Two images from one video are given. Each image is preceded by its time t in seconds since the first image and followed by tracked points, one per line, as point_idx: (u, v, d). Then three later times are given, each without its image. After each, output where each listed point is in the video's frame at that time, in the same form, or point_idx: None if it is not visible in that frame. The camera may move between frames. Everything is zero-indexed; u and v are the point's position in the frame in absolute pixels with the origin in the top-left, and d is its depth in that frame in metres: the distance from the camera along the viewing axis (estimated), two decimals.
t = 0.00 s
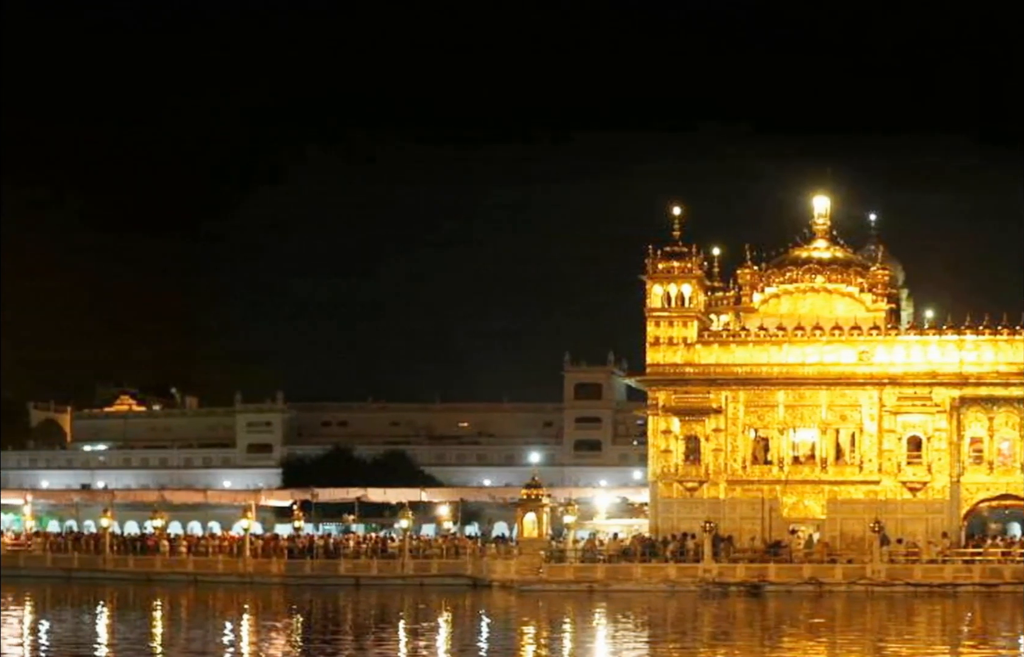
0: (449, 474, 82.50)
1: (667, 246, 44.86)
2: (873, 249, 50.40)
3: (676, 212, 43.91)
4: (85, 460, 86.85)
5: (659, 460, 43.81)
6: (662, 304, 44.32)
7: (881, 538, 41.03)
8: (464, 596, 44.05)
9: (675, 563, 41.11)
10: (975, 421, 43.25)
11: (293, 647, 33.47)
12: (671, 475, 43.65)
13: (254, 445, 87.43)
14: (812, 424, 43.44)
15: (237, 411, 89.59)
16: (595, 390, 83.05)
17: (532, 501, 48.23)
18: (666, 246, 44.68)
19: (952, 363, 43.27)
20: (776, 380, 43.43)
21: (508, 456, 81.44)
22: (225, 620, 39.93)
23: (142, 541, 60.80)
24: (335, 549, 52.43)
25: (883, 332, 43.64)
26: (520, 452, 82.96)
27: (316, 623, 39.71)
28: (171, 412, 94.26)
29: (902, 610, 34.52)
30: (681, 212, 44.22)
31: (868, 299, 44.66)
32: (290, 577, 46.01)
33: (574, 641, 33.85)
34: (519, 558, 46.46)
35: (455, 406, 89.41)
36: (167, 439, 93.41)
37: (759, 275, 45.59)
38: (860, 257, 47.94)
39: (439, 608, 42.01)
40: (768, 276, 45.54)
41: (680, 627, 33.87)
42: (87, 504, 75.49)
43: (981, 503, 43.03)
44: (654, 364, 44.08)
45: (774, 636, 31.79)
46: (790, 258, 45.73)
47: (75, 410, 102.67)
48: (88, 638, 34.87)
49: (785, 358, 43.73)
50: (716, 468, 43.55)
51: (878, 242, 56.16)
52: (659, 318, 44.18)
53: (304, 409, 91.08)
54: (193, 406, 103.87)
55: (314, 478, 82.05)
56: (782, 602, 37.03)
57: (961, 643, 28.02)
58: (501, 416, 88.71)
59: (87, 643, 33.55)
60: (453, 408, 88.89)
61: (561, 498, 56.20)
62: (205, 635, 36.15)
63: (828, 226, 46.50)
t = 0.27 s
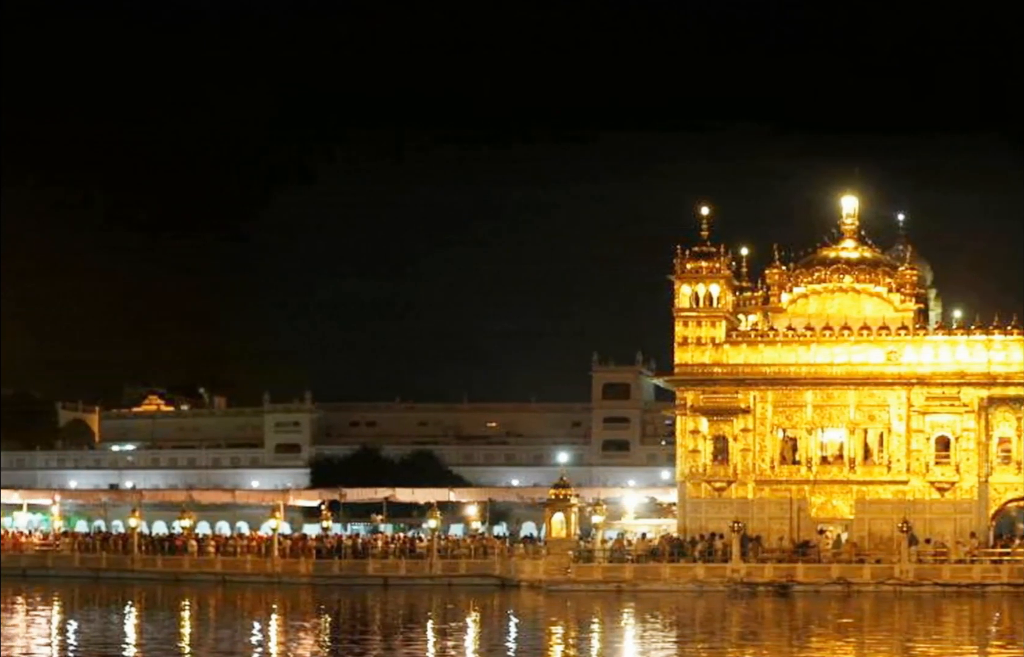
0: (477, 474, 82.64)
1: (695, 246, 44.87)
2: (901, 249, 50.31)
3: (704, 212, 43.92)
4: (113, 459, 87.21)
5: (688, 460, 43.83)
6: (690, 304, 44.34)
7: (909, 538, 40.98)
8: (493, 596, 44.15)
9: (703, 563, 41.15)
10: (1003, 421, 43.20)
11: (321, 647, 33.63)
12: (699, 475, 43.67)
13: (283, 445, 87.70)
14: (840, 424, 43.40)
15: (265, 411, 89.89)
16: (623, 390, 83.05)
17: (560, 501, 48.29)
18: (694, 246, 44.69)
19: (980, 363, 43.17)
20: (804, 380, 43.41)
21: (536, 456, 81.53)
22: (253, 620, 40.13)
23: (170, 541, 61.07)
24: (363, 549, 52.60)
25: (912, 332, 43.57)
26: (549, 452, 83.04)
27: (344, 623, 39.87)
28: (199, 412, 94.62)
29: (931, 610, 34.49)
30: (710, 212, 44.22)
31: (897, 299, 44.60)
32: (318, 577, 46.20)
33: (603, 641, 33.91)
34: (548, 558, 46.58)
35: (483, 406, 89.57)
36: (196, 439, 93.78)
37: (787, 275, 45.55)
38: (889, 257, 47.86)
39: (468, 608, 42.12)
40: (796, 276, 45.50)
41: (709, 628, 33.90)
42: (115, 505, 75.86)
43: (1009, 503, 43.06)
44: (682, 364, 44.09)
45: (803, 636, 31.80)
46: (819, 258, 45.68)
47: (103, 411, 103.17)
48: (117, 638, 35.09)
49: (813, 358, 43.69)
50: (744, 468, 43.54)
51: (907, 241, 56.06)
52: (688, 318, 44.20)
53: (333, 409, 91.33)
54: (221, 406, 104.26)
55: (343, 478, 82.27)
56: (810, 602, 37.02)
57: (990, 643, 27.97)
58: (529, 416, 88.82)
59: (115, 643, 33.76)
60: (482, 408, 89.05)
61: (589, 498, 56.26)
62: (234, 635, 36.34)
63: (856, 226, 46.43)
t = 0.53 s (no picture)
0: (506, 474, 82.76)
1: (724, 246, 44.84)
2: (929, 249, 50.21)
3: (733, 212, 43.91)
4: (141, 460, 87.62)
5: (716, 460, 43.82)
6: (719, 304, 44.34)
7: (938, 538, 40.92)
8: (521, 596, 44.25)
9: (732, 563, 41.17)
10: None
11: (349, 647, 33.78)
12: (727, 475, 43.63)
13: (311, 445, 87.96)
14: (869, 424, 43.34)
15: (293, 411, 90.18)
16: (652, 390, 82.99)
17: (588, 501, 48.34)
18: (722, 246, 44.65)
19: (1009, 363, 43.07)
20: (832, 380, 43.37)
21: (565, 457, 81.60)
22: (281, 620, 40.32)
23: (199, 541, 61.36)
24: (391, 549, 52.77)
25: (940, 332, 43.49)
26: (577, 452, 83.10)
27: (373, 623, 40.03)
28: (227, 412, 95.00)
29: (959, 610, 34.46)
30: (738, 213, 44.19)
31: (925, 299, 44.49)
32: (347, 577, 46.38)
33: (631, 641, 33.97)
34: (576, 558, 46.69)
35: (511, 406, 89.70)
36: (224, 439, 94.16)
37: (816, 275, 45.50)
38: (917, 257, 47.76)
39: (496, 608, 42.22)
40: (825, 276, 45.43)
41: (737, 627, 33.92)
42: (144, 505, 76.24)
43: None
44: (710, 364, 44.08)
45: (831, 636, 31.79)
46: (847, 258, 45.61)
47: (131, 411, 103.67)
48: (145, 637, 35.32)
49: (841, 358, 43.66)
50: (773, 468, 43.52)
51: (935, 240, 55.91)
52: (716, 317, 44.21)
53: (361, 409, 91.55)
54: (249, 406, 104.64)
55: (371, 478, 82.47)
56: (839, 602, 37.00)
57: (1019, 643, 27.92)
58: (558, 416, 88.89)
59: (144, 643, 33.98)
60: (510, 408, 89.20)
61: (617, 498, 56.31)
62: (262, 635, 36.52)
63: (884, 226, 46.34)
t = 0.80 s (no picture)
0: (537, 474, 82.89)
1: (755, 246, 44.81)
2: (961, 249, 50.09)
3: (764, 212, 43.93)
4: (173, 460, 88.09)
5: (748, 460, 43.76)
6: (751, 304, 44.37)
7: (969, 538, 40.84)
8: (553, 596, 44.37)
9: (763, 563, 41.20)
10: None
11: (381, 647, 33.95)
12: (759, 475, 43.56)
13: (342, 445, 88.26)
14: (900, 424, 43.30)
15: (325, 411, 90.51)
16: (683, 390, 82.96)
17: (620, 501, 48.44)
18: (754, 246, 44.64)
19: None
20: (864, 380, 43.35)
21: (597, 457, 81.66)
22: (313, 620, 40.53)
23: (230, 541, 61.69)
24: (423, 549, 52.96)
25: (971, 332, 43.49)
26: (609, 452, 83.16)
27: (405, 623, 40.22)
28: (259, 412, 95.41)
29: (991, 611, 34.42)
30: (769, 213, 44.19)
31: (956, 299, 44.42)
32: (379, 577, 46.58)
33: (663, 641, 34.04)
34: (608, 558, 46.83)
35: (543, 406, 89.89)
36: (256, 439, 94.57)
37: (847, 275, 45.36)
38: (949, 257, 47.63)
39: (527, 608, 42.35)
40: (856, 276, 45.35)
41: (769, 628, 33.95)
42: (176, 504, 76.68)
43: None
44: (742, 364, 44.10)
45: (863, 636, 31.79)
46: (879, 258, 45.51)
47: (163, 411, 104.23)
48: (177, 638, 35.57)
49: (873, 358, 43.68)
50: (804, 469, 43.50)
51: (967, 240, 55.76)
52: (747, 317, 44.24)
53: (393, 408, 91.81)
54: (280, 406, 105.03)
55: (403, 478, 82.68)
56: (870, 602, 36.99)
57: None
58: (589, 416, 88.99)
59: (175, 643, 34.22)
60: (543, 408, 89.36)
61: (649, 498, 56.40)
62: (294, 635, 36.73)
63: (916, 226, 46.26)
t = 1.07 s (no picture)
0: (565, 474, 82.96)
1: (783, 246, 44.82)
2: (990, 249, 49.98)
3: (793, 212, 43.92)
4: (201, 460, 88.47)
5: (776, 460, 43.76)
6: (779, 304, 44.37)
7: (998, 538, 40.78)
8: (581, 596, 44.45)
9: (791, 563, 41.20)
10: None
11: (409, 647, 34.09)
12: (787, 475, 43.54)
13: (371, 445, 88.50)
14: (928, 424, 43.26)
15: (353, 411, 90.77)
16: (712, 390, 82.92)
17: (648, 501, 48.52)
18: (782, 246, 44.65)
19: None
20: (892, 380, 43.31)
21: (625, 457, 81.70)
22: (341, 620, 40.71)
23: (259, 541, 61.98)
24: (451, 549, 53.13)
25: (1000, 332, 43.45)
26: (638, 452, 83.21)
27: (433, 623, 40.36)
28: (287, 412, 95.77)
29: (1020, 611, 34.37)
30: (798, 212, 44.18)
31: (985, 299, 44.36)
32: (407, 577, 46.74)
33: (691, 641, 34.09)
34: (636, 558, 46.92)
35: (571, 406, 90.00)
36: (284, 439, 94.91)
37: (875, 275, 45.32)
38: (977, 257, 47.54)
39: (556, 608, 42.44)
40: (885, 276, 45.30)
41: (797, 627, 33.96)
42: (204, 504, 77.06)
43: None
44: (770, 364, 44.08)
45: (891, 636, 31.78)
46: (907, 258, 45.43)
47: (192, 411, 104.72)
48: (205, 637, 35.79)
49: (901, 358, 43.64)
50: (832, 469, 43.47)
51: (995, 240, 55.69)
52: (776, 317, 44.23)
53: (421, 409, 92.02)
54: (309, 406, 105.37)
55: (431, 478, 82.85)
56: (899, 602, 36.96)
57: None
58: (617, 416, 89.03)
59: (204, 643, 34.44)
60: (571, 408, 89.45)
61: (677, 498, 56.44)
62: (322, 635, 36.92)
63: (944, 226, 46.17)
